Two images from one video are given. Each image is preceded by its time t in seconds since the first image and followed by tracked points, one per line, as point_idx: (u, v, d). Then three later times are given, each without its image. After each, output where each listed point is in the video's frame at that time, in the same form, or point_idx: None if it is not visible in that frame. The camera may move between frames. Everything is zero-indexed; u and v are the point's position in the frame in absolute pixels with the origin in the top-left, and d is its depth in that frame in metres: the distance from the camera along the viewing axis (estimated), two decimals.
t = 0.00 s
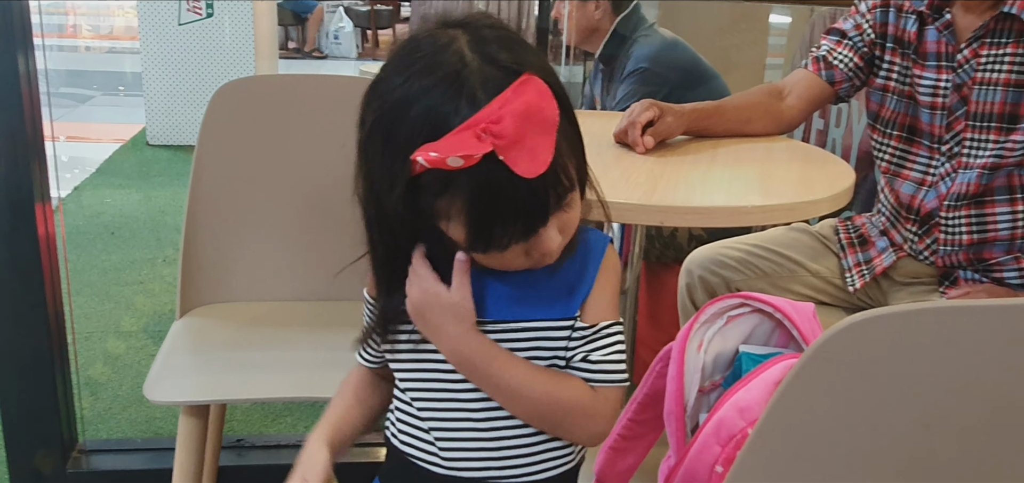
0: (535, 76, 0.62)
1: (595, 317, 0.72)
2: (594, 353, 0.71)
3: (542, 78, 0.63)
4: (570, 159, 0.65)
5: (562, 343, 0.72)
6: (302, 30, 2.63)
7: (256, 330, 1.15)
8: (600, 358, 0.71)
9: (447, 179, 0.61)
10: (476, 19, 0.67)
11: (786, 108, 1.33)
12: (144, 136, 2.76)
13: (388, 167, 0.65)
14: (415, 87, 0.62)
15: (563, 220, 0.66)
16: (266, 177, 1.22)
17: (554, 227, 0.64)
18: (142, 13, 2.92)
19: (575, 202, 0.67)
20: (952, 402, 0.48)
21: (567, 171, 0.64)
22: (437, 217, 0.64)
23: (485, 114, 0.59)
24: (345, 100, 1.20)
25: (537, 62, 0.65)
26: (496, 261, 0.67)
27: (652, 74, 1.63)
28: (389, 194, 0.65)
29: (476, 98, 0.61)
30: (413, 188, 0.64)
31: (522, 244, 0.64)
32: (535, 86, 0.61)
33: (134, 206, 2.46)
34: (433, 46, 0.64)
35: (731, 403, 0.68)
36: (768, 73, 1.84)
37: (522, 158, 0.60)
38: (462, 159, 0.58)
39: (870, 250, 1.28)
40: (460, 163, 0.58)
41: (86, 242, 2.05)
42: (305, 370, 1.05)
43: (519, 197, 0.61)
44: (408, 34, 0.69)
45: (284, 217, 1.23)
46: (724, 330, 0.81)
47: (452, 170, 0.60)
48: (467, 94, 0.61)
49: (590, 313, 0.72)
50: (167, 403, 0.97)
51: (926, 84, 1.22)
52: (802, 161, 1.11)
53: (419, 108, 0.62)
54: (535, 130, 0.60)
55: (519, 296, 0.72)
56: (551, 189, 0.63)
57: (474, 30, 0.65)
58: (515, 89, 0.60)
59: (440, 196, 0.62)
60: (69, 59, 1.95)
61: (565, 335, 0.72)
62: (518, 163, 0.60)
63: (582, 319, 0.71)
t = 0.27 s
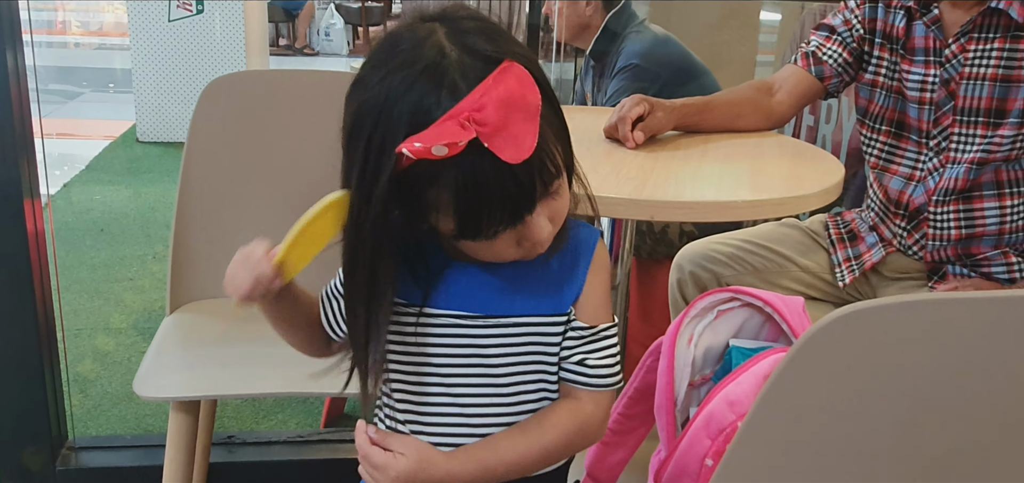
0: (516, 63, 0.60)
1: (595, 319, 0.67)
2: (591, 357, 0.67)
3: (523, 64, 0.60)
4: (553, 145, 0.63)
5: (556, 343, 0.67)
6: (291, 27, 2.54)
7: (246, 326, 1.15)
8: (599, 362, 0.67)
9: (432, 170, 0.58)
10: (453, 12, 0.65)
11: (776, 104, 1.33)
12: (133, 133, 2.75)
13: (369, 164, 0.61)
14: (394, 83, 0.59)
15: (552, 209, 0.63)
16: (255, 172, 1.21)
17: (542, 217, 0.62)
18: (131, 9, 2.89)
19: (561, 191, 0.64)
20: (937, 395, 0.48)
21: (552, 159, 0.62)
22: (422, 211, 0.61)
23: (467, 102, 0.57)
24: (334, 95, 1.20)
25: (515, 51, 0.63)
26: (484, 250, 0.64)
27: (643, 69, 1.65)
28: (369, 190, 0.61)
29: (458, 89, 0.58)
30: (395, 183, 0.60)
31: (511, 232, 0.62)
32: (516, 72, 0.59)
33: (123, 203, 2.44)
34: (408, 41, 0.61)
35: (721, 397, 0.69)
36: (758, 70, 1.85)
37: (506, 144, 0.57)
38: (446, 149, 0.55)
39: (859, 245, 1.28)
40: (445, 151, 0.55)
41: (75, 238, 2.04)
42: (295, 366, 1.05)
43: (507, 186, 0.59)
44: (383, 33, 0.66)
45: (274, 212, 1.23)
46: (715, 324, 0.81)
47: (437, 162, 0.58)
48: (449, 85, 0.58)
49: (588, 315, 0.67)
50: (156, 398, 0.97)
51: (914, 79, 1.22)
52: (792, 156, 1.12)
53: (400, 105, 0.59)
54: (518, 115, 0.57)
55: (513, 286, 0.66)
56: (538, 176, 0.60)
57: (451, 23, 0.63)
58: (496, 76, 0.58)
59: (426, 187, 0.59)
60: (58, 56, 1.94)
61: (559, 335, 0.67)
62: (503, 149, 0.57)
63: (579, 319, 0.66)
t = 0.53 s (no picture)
0: (523, 62, 0.63)
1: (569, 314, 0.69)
2: (573, 350, 0.68)
3: (528, 63, 0.63)
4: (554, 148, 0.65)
5: (536, 339, 0.69)
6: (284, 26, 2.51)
7: (241, 326, 1.15)
8: (581, 355, 0.68)
9: (440, 163, 0.59)
10: (455, 9, 0.67)
11: (770, 103, 1.33)
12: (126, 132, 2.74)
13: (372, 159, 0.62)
14: (400, 79, 0.60)
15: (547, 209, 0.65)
16: (250, 172, 1.21)
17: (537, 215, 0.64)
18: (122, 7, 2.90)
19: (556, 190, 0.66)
20: (934, 396, 0.48)
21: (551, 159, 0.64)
22: (425, 207, 0.63)
23: (480, 98, 0.59)
24: (328, 95, 1.20)
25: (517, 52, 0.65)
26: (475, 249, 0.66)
27: (637, 69, 1.65)
28: (373, 185, 0.62)
29: (467, 82, 0.60)
30: (401, 177, 0.61)
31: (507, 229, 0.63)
32: (524, 69, 0.62)
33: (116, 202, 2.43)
34: (412, 38, 0.62)
35: (717, 397, 0.69)
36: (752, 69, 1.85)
37: (519, 141, 0.60)
38: (464, 140, 0.57)
39: (853, 244, 1.29)
40: (463, 143, 0.57)
41: (68, 238, 2.04)
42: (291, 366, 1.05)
43: (510, 180, 0.61)
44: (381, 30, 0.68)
45: (269, 212, 1.23)
46: (710, 323, 0.81)
47: (446, 155, 0.59)
48: (455, 80, 0.60)
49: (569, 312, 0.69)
50: (151, 399, 0.97)
51: (908, 79, 1.22)
52: (786, 156, 1.12)
53: (407, 101, 0.60)
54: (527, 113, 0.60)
55: (499, 282, 0.69)
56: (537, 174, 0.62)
57: (454, 21, 0.64)
58: (505, 73, 0.61)
59: (432, 181, 0.61)
60: (49, 55, 1.93)
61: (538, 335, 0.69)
62: (516, 144, 0.60)
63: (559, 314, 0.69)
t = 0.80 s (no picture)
0: (523, 68, 0.62)
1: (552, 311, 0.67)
2: (553, 349, 0.66)
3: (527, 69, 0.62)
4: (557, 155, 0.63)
5: (525, 341, 0.67)
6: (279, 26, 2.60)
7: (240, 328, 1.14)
8: (562, 354, 0.66)
9: (448, 174, 0.58)
10: (449, 15, 0.65)
11: (769, 106, 1.34)
12: (122, 132, 2.74)
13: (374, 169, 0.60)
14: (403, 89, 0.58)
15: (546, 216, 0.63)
16: (250, 174, 1.21)
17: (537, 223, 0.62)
18: (119, 8, 2.85)
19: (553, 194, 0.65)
20: (938, 400, 0.49)
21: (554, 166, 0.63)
22: (428, 216, 0.61)
23: (484, 106, 0.57)
24: (326, 97, 1.20)
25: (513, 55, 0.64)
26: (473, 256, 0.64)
27: (634, 71, 1.64)
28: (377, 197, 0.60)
29: (468, 93, 0.59)
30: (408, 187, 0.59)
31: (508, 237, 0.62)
32: (525, 75, 0.61)
33: (113, 203, 2.43)
34: (409, 46, 0.60)
35: (719, 400, 0.69)
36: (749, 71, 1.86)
37: (528, 147, 0.59)
38: (475, 152, 0.56)
39: (852, 247, 1.29)
40: (473, 156, 0.56)
41: (64, 239, 2.03)
42: (291, 368, 1.05)
43: (516, 189, 0.59)
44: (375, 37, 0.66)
45: (267, 214, 1.23)
46: (711, 326, 0.81)
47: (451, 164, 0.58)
48: (458, 90, 0.59)
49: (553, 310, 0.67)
50: (151, 401, 0.97)
51: (906, 83, 1.23)
52: (786, 159, 1.12)
53: (410, 112, 0.58)
54: (533, 117, 0.59)
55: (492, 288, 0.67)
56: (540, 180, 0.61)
57: (449, 28, 0.63)
58: (507, 80, 0.60)
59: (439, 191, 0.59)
60: (44, 56, 1.93)
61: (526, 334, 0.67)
62: (524, 151, 0.58)
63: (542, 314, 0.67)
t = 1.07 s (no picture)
0: (506, 62, 0.59)
1: (558, 324, 0.65)
2: (566, 367, 0.65)
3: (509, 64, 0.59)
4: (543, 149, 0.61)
5: (524, 348, 0.65)
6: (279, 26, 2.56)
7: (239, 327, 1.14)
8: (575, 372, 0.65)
9: (436, 174, 0.55)
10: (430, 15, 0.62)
11: (770, 108, 1.33)
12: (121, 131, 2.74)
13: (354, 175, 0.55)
14: (387, 93, 0.54)
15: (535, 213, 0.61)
16: (250, 173, 1.21)
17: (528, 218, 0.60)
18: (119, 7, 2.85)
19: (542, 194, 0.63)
20: (941, 402, 0.48)
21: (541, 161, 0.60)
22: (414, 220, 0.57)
23: (468, 103, 0.54)
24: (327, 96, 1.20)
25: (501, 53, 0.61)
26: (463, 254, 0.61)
27: (635, 72, 1.64)
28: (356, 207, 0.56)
29: (452, 91, 0.55)
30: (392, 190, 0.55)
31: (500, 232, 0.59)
32: (509, 70, 0.58)
33: (112, 202, 2.42)
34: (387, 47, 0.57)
35: (721, 401, 0.69)
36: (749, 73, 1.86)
37: (515, 140, 0.55)
38: (460, 148, 0.52)
39: (853, 248, 1.29)
40: (460, 150, 0.53)
41: (63, 238, 2.03)
42: (292, 368, 1.05)
43: (506, 187, 0.57)
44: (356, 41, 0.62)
45: (267, 214, 1.22)
46: (713, 327, 0.81)
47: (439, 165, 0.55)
48: (440, 88, 0.55)
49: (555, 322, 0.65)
50: (151, 401, 0.96)
51: (907, 85, 1.23)
52: (788, 160, 1.12)
53: (394, 114, 0.54)
54: (518, 111, 0.57)
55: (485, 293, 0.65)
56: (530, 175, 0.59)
57: (430, 28, 0.60)
58: (489, 76, 0.57)
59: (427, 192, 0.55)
60: (43, 54, 1.93)
61: (527, 340, 0.65)
62: (512, 145, 0.55)
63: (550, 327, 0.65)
